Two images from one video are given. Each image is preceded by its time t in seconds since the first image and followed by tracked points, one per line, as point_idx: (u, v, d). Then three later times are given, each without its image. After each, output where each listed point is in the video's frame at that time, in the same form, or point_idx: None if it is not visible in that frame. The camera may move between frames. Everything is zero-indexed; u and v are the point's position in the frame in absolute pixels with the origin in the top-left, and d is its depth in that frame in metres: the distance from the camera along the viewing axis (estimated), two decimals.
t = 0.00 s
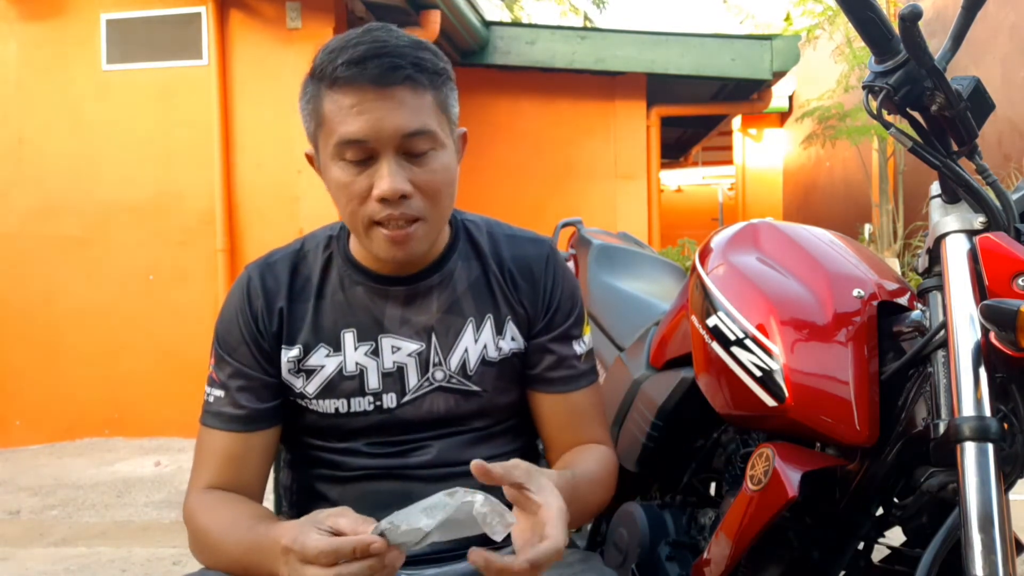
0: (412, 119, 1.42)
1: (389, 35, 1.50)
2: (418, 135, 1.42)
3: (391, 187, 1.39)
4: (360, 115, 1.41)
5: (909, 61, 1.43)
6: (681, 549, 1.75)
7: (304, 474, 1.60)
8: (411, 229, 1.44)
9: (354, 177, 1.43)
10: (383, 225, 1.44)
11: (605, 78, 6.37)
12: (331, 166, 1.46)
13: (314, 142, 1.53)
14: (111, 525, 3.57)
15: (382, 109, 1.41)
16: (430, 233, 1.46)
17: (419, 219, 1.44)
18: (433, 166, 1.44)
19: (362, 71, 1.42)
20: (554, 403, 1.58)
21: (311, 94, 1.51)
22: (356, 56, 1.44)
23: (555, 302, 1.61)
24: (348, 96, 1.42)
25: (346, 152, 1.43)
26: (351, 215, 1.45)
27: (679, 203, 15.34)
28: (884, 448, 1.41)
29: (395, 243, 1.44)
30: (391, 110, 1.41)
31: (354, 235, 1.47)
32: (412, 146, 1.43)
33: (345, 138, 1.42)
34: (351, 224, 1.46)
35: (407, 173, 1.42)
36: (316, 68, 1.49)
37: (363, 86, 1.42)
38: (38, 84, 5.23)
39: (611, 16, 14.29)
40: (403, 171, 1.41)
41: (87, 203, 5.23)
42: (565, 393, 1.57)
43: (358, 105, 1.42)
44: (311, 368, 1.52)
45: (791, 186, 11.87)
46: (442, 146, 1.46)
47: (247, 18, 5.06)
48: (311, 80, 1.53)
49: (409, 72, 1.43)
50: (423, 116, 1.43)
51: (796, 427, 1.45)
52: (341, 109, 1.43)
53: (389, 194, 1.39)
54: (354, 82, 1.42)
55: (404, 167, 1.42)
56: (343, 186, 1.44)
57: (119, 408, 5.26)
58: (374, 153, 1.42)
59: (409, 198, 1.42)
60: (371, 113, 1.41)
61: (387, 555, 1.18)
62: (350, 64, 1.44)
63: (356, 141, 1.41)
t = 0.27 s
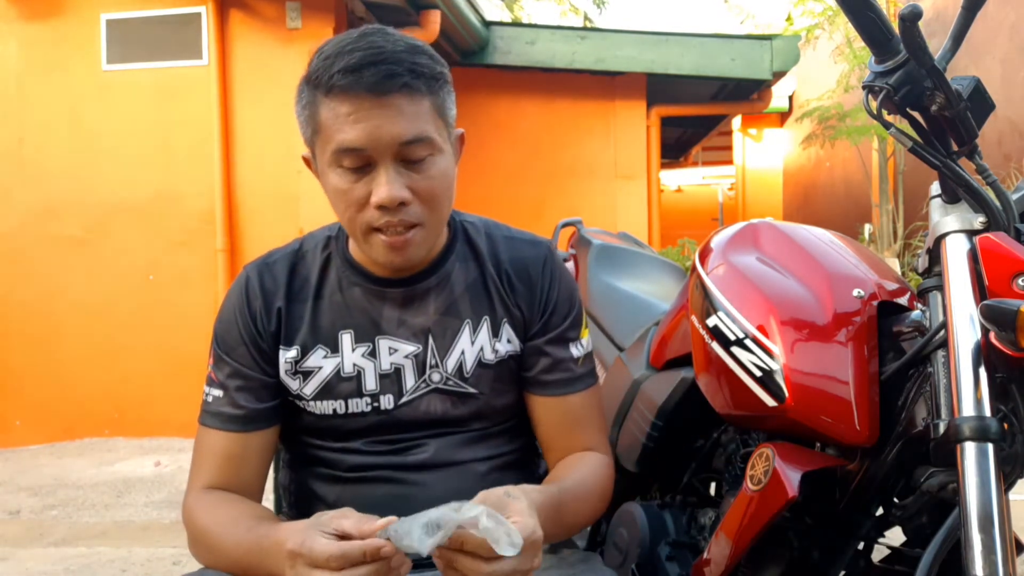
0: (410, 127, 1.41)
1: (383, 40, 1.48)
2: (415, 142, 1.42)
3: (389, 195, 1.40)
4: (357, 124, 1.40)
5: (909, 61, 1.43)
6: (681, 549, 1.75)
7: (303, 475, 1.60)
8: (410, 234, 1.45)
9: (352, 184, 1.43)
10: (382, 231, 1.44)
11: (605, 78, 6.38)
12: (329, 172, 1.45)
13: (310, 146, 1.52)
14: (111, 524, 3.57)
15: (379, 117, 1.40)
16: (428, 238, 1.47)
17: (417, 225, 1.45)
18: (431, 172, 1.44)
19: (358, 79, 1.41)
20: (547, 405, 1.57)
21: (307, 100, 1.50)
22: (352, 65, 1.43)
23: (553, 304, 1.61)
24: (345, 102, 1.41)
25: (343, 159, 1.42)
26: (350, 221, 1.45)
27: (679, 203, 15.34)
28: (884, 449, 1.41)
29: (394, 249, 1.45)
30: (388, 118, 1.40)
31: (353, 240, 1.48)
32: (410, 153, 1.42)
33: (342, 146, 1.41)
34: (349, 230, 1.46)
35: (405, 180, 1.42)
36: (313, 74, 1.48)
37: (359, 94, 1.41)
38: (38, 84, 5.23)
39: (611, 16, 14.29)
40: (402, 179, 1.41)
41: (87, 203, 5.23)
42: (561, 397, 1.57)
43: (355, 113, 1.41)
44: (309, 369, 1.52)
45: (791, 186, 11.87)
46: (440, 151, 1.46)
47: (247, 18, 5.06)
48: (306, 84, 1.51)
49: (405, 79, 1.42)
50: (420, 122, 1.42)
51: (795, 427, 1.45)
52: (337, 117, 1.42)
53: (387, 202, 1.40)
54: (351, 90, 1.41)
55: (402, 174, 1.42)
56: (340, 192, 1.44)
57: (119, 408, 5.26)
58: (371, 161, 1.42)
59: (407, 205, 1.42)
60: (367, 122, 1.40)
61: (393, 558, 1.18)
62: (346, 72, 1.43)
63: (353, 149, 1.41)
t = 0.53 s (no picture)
0: (411, 124, 1.41)
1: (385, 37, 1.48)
2: (417, 139, 1.42)
3: (391, 192, 1.40)
4: (359, 121, 1.41)
5: (909, 61, 1.43)
6: (681, 549, 1.75)
7: (303, 474, 1.60)
8: (412, 231, 1.45)
9: (354, 181, 1.43)
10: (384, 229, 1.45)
11: (605, 78, 6.37)
12: (330, 169, 1.46)
13: (312, 144, 1.52)
14: (112, 525, 3.57)
15: (380, 114, 1.41)
16: (429, 234, 1.48)
17: (419, 221, 1.46)
18: (432, 170, 1.44)
19: (360, 77, 1.41)
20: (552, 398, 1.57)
21: (308, 98, 1.50)
22: (353, 62, 1.43)
23: (553, 299, 1.61)
24: (346, 101, 1.41)
25: (345, 158, 1.43)
26: (352, 218, 1.46)
27: (680, 203, 15.34)
28: (885, 448, 1.41)
29: (396, 246, 1.45)
30: (390, 115, 1.41)
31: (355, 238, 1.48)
32: (411, 150, 1.42)
33: (344, 144, 1.42)
34: (351, 227, 1.47)
35: (407, 177, 1.42)
36: (314, 71, 1.48)
37: (361, 91, 1.41)
38: (38, 84, 5.23)
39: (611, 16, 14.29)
40: (403, 176, 1.42)
41: (87, 203, 5.23)
42: (565, 388, 1.56)
43: (357, 110, 1.41)
44: (309, 367, 1.52)
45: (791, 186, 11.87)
46: (441, 148, 1.46)
47: (247, 18, 5.06)
48: (307, 81, 1.51)
49: (407, 76, 1.42)
50: (421, 119, 1.43)
51: (796, 427, 1.45)
52: (339, 114, 1.42)
53: (389, 199, 1.40)
54: (352, 87, 1.41)
55: (404, 171, 1.42)
56: (342, 190, 1.45)
57: (119, 408, 5.26)
58: (373, 158, 1.42)
59: (409, 202, 1.42)
60: (369, 118, 1.41)
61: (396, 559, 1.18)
62: (348, 69, 1.43)
63: (355, 146, 1.41)
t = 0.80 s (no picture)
0: (424, 107, 1.42)
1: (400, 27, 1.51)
2: (429, 123, 1.42)
3: (404, 175, 1.39)
4: (373, 104, 1.41)
5: (909, 61, 1.43)
6: (681, 549, 1.75)
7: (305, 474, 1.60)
8: (424, 218, 1.44)
9: (365, 166, 1.43)
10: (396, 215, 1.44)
11: (605, 78, 6.38)
12: (343, 156, 1.46)
13: (323, 134, 1.53)
14: (112, 524, 3.57)
15: (393, 98, 1.41)
16: (440, 223, 1.46)
17: (431, 209, 1.44)
18: (444, 156, 1.44)
19: (374, 61, 1.43)
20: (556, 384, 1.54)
21: (322, 87, 1.52)
22: (367, 48, 1.45)
23: (555, 290, 1.61)
24: (359, 85, 1.43)
25: (358, 142, 1.43)
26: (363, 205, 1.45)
27: (680, 203, 15.34)
28: (885, 447, 1.41)
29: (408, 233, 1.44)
30: (402, 98, 1.41)
31: (365, 227, 1.47)
32: (423, 134, 1.43)
33: (356, 127, 1.42)
34: (362, 215, 1.46)
35: (419, 161, 1.42)
36: (328, 61, 1.50)
37: (374, 75, 1.42)
38: (38, 84, 5.23)
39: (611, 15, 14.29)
40: (416, 160, 1.41)
41: (87, 203, 5.23)
42: (571, 375, 1.54)
43: (370, 93, 1.42)
44: (316, 358, 1.52)
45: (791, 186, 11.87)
46: (452, 135, 1.46)
47: (247, 18, 5.06)
48: (320, 72, 1.53)
49: (420, 61, 1.44)
50: (434, 103, 1.43)
51: (796, 427, 1.45)
52: (352, 99, 1.43)
53: (402, 182, 1.39)
54: (366, 71, 1.43)
55: (416, 155, 1.42)
56: (354, 176, 1.44)
57: (119, 408, 5.26)
58: (385, 142, 1.42)
59: (421, 186, 1.41)
60: (382, 102, 1.41)
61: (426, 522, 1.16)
62: (363, 55, 1.45)
63: (368, 130, 1.41)
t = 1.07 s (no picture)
0: (435, 84, 1.44)
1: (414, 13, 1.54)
2: (439, 99, 1.44)
3: (411, 147, 1.40)
4: (385, 78, 1.43)
5: (909, 61, 1.43)
6: (681, 549, 1.75)
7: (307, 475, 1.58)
8: (430, 198, 1.43)
9: (374, 142, 1.44)
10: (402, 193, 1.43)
11: (605, 78, 6.38)
12: (351, 132, 1.46)
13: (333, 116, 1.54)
14: (112, 525, 3.57)
15: (404, 72, 1.43)
16: (447, 205, 1.45)
17: (437, 189, 1.44)
18: (453, 135, 1.44)
19: (389, 36, 1.46)
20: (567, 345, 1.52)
21: (335, 68, 1.54)
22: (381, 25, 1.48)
23: (556, 276, 1.61)
24: (372, 59, 1.45)
25: (368, 114, 1.44)
26: (370, 182, 1.44)
27: (680, 203, 15.33)
28: (885, 448, 1.41)
29: (414, 211, 1.43)
30: (413, 74, 1.43)
31: (370, 208, 1.46)
32: (432, 111, 1.44)
33: (367, 100, 1.44)
34: (368, 194, 1.45)
35: (428, 137, 1.42)
36: (341, 42, 1.53)
37: (387, 49, 1.45)
38: (38, 84, 5.23)
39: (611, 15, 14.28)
40: (424, 136, 1.42)
41: (87, 203, 5.23)
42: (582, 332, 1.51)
43: (383, 67, 1.44)
44: (320, 357, 1.52)
45: (791, 186, 11.86)
46: (462, 117, 1.47)
47: (248, 18, 5.06)
48: (335, 55, 1.56)
49: (433, 39, 1.47)
50: (444, 82, 1.45)
51: (796, 427, 1.46)
52: (364, 74, 1.45)
53: (410, 154, 1.39)
54: (379, 45, 1.45)
55: (424, 131, 1.43)
56: (361, 151, 1.44)
57: (119, 408, 5.26)
58: (395, 117, 1.43)
59: (429, 162, 1.41)
60: (394, 76, 1.43)
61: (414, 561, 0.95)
62: (377, 31, 1.47)
63: (379, 102, 1.43)
